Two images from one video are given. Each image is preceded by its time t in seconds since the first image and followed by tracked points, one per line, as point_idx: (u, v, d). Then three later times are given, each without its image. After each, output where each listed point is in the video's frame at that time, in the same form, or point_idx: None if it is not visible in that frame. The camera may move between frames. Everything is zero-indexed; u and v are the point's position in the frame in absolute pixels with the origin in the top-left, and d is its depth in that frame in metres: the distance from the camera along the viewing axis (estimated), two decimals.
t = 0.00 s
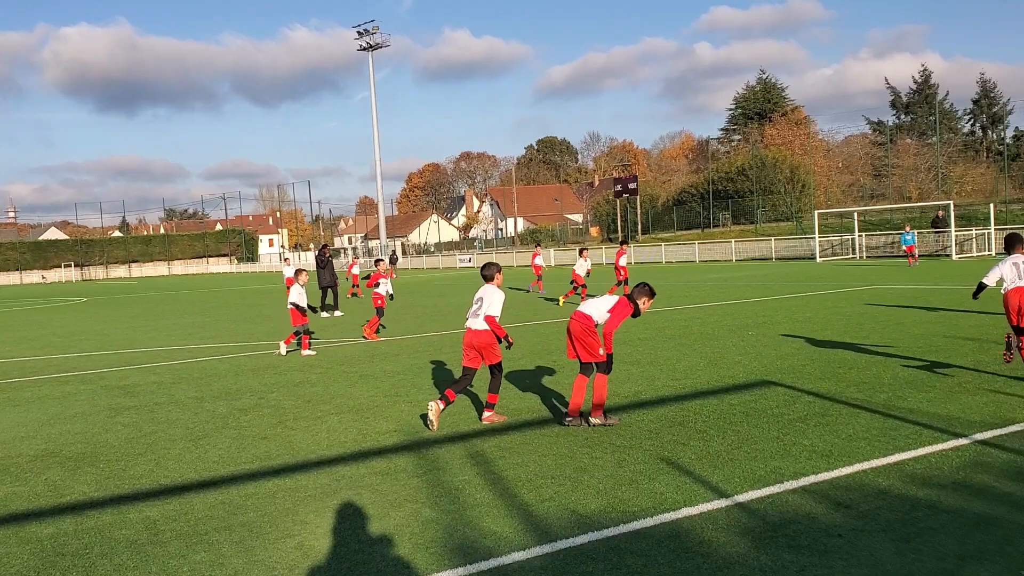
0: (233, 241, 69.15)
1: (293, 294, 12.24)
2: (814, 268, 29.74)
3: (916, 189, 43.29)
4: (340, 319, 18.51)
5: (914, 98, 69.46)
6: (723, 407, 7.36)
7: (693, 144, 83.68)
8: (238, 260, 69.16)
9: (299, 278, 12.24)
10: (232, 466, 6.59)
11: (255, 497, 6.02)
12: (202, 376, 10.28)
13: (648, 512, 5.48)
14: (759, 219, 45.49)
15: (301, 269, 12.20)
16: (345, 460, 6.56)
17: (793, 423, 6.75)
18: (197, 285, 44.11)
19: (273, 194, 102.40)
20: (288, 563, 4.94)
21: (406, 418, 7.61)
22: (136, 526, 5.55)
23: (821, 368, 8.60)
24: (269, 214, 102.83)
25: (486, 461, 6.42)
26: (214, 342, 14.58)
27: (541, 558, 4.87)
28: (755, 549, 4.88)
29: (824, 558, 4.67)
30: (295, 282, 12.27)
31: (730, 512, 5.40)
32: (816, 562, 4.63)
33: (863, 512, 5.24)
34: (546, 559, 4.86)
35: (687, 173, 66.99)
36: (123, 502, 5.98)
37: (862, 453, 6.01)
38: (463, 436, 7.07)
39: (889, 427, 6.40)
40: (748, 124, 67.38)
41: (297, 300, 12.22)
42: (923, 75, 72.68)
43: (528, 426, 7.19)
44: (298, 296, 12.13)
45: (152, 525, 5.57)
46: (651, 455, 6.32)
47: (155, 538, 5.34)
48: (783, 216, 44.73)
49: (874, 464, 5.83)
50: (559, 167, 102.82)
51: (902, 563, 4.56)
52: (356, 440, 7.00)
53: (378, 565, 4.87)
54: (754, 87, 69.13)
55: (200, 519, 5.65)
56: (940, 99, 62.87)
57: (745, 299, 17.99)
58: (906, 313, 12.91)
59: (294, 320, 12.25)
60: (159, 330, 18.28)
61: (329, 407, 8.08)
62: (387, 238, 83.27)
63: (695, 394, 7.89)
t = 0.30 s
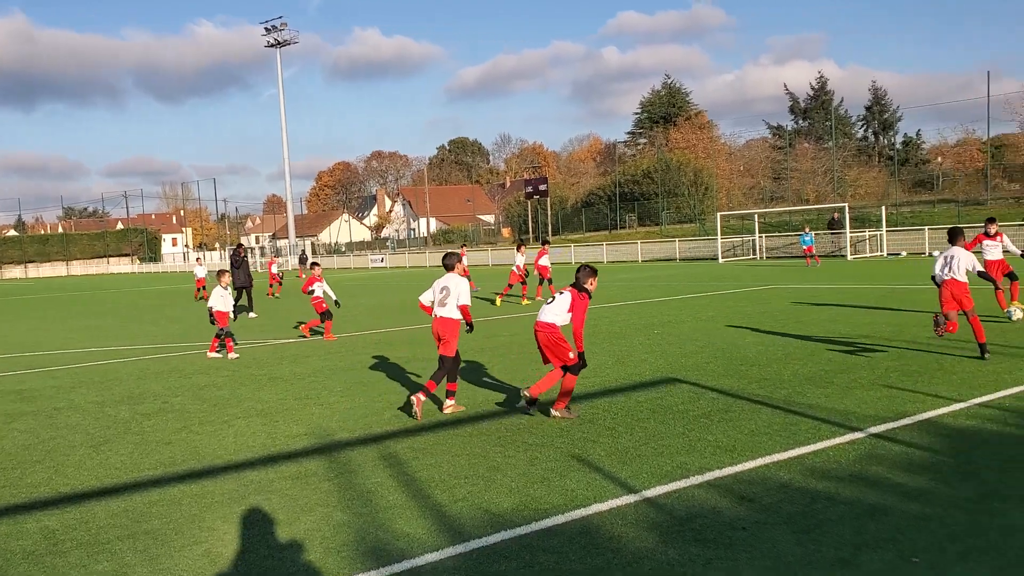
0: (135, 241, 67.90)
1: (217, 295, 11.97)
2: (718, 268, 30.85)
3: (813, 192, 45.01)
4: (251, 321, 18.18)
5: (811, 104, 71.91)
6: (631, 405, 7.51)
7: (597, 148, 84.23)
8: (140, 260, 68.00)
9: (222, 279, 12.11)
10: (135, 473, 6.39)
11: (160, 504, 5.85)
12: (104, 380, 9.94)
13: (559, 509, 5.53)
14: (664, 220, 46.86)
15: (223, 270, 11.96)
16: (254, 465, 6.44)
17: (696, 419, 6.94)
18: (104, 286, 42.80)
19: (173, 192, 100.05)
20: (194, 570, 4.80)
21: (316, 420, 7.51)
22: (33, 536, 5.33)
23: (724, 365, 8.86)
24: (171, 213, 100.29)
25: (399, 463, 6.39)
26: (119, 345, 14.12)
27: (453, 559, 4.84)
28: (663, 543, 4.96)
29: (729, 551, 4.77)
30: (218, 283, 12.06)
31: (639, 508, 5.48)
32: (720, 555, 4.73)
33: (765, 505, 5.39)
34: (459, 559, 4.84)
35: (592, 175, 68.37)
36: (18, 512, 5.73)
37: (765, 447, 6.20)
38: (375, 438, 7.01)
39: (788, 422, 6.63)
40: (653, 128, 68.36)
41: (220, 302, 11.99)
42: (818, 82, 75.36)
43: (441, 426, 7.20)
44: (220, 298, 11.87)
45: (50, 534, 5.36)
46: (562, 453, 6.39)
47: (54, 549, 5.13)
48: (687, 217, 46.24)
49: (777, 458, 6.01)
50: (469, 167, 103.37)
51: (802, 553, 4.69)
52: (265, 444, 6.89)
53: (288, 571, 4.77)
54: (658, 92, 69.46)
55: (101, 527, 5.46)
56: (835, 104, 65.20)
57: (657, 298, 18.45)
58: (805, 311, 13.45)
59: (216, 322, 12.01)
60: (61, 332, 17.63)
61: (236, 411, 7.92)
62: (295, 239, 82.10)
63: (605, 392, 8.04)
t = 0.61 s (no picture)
0: (40, 241, 67.91)
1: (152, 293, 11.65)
2: (637, 269, 31.50)
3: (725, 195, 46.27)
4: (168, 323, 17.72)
5: (722, 108, 73.60)
6: (550, 403, 7.62)
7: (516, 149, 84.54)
8: (46, 260, 67.73)
9: (158, 277, 11.76)
10: (40, 481, 6.17)
11: (67, 512, 5.65)
12: (9, 385, 9.57)
13: (479, 510, 5.50)
14: (581, 222, 47.54)
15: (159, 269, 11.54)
16: (167, 471, 6.29)
17: (614, 417, 7.07)
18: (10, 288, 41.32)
19: (81, 190, 97.53)
20: None
21: (232, 424, 7.39)
22: None
23: (641, 364, 9.07)
24: (81, 212, 97.66)
25: (318, 466, 6.31)
26: (26, 348, 13.62)
27: (373, 562, 4.78)
28: (583, 540, 4.97)
29: (645, 547, 4.81)
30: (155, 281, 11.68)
31: (558, 506, 5.50)
32: (637, 550, 4.76)
33: (681, 500, 5.47)
34: (379, 562, 4.77)
35: (512, 176, 69.43)
36: None
37: (682, 445, 6.32)
38: (293, 441, 6.92)
39: (703, 420, 6.81)
40: (570, 130, 69.45)
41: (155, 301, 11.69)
42: (730, 87, 77.27)
43: (362, 427, 7.15)
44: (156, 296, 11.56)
45: None
46: (481, 453, 6.41)
47: None
48: (603, 219, 47.01)
49: (693, 454, 6.14)
50: (389, 166, 102.84)
51: (716, 547, 4.76)
52: (178, 449, 6.75)
53: None
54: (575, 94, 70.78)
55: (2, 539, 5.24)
56: (747, 109, 67.15)
57: (581, 298, 18.73)
58: (722, 311, 13.82)
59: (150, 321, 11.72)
60: None
61: (149, 416, 7.72)
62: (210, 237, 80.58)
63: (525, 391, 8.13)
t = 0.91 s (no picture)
0: None
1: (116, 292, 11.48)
2: (579, 270, 31.76)
3: (664, 197, 46.93)
4: (103, 326, 17.26)
5: (662, 110, 74.41)
6: (493, 404, 7.67)
7: (459, 150, 84.39)
8: None
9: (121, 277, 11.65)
10: None
11: None
12: None
13: (422, 511, 5.43)
14: (524, 223, 47.72)
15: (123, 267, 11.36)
16: (102, 477, 6.15)
17: (557, 417, 7.14)
18: None
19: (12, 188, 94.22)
20: None
21: (169, 428, 7.26)
22: None
23: (583, 364, 9.17)
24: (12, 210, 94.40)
25: (258, 471, 6.21)
26: None
27: (312, 565, 4.67)
28: (525, 539, 4.93)
29: (587, 545, 4.80)
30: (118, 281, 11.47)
31: (501, 505, 5.47)
32: (579, 549, 4.74)
33: (623, 499, 5.47)
34: (318, 566, 4.67)
35: (454, 177, 69.98)
36: None
37: (623, 444, 6.38)
38: (233, 444, 6.82)
39: (644, 419, 6.91)
40: (513, 132, 69.96)
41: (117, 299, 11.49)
42: (669, 90, 78.14)
43: (305, 431, 7.07)
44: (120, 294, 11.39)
45: None
46: (425, 454, 6.38)
47: None
48: (546, 220, 47.29)
49: (634, 453, 6.19)
50: (330, 165, 101.79)
51: (658, 545, 4.75)
52: (113, 455, 6.61)
53: None
54: (517, 95, 71.48)
55: None
56: (686, 112, 68.15)
57: (526, 298, 18.85)
58: (665, 311, 14.01)
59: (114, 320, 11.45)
60: None
61: (83, 420, 7.55)
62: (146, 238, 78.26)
63: (468, 392, 8.16)
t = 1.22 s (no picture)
0: None
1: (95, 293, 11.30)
2: (537, 271, 31.84)
3: (620, 199, 47.31)
4: (51, 329, 16.91)
5: (618, 113, 74.86)
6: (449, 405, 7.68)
7: (416, 150, 84.07)
8: None
9: (97, 280, 11.50)
10: None
11: None
12: None
13: (379, 514, 5.39)
14: (481, 225, 47.69)
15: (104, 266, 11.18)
16: (51, 483, 6.04)
17: (513, 418, 7.17)
18: None
19: None
20: None
21: (121, 432, 7.16)
22: None
23: (540, 365, 9.21)
24: None
25: (212, 476, 6.14)
26: None
27: (267, 571, 4.60)
28: (482, 541, 4.92)
29: (544, 546, 4.80)
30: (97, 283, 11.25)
31: (458, 507, 5.45)
32: (536, 551, 4.73)
33: (580, 499, 5.49)
34: (272, 571, 4.60)
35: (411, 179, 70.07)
36: None
37: (580, 445, 6.42)
38: (187, 449, 6.74)
39: (601, 420, 6.96)
40: (469, 133, 70.27)
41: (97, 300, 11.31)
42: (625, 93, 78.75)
43: (260, 434, 7.01)
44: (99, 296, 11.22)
45: None
46: (383, 457, 6.36)
47: None
48: (503, 222, 47.31)
49: (590, 454, 6.23)
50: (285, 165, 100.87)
51: (614, 545, 4.77)
52: (62, 460, 6.50)
53: None
54: (474, 97, 71.63)
55: None
56: (640, 114, 68.68)
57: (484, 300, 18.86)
58: (623, 311, 14.11)
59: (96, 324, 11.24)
60: None
61: (31, 425, 7.41)
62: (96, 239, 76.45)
63: (425, 393, 8.16)
